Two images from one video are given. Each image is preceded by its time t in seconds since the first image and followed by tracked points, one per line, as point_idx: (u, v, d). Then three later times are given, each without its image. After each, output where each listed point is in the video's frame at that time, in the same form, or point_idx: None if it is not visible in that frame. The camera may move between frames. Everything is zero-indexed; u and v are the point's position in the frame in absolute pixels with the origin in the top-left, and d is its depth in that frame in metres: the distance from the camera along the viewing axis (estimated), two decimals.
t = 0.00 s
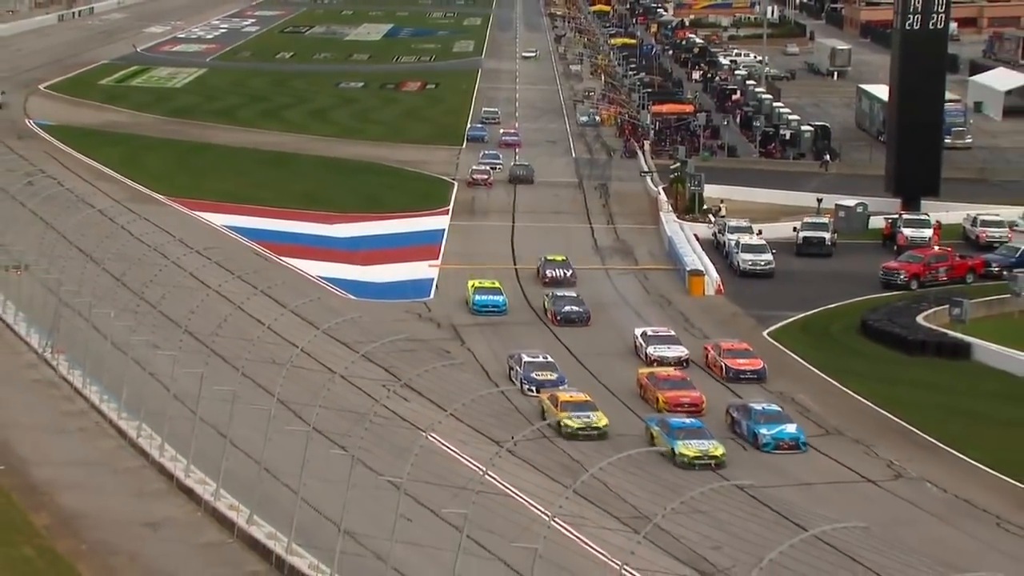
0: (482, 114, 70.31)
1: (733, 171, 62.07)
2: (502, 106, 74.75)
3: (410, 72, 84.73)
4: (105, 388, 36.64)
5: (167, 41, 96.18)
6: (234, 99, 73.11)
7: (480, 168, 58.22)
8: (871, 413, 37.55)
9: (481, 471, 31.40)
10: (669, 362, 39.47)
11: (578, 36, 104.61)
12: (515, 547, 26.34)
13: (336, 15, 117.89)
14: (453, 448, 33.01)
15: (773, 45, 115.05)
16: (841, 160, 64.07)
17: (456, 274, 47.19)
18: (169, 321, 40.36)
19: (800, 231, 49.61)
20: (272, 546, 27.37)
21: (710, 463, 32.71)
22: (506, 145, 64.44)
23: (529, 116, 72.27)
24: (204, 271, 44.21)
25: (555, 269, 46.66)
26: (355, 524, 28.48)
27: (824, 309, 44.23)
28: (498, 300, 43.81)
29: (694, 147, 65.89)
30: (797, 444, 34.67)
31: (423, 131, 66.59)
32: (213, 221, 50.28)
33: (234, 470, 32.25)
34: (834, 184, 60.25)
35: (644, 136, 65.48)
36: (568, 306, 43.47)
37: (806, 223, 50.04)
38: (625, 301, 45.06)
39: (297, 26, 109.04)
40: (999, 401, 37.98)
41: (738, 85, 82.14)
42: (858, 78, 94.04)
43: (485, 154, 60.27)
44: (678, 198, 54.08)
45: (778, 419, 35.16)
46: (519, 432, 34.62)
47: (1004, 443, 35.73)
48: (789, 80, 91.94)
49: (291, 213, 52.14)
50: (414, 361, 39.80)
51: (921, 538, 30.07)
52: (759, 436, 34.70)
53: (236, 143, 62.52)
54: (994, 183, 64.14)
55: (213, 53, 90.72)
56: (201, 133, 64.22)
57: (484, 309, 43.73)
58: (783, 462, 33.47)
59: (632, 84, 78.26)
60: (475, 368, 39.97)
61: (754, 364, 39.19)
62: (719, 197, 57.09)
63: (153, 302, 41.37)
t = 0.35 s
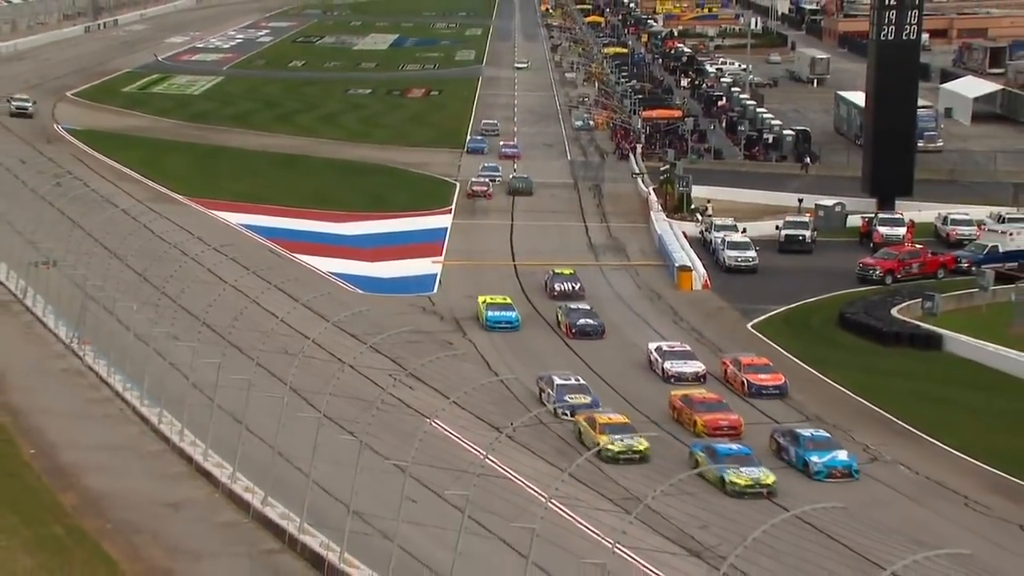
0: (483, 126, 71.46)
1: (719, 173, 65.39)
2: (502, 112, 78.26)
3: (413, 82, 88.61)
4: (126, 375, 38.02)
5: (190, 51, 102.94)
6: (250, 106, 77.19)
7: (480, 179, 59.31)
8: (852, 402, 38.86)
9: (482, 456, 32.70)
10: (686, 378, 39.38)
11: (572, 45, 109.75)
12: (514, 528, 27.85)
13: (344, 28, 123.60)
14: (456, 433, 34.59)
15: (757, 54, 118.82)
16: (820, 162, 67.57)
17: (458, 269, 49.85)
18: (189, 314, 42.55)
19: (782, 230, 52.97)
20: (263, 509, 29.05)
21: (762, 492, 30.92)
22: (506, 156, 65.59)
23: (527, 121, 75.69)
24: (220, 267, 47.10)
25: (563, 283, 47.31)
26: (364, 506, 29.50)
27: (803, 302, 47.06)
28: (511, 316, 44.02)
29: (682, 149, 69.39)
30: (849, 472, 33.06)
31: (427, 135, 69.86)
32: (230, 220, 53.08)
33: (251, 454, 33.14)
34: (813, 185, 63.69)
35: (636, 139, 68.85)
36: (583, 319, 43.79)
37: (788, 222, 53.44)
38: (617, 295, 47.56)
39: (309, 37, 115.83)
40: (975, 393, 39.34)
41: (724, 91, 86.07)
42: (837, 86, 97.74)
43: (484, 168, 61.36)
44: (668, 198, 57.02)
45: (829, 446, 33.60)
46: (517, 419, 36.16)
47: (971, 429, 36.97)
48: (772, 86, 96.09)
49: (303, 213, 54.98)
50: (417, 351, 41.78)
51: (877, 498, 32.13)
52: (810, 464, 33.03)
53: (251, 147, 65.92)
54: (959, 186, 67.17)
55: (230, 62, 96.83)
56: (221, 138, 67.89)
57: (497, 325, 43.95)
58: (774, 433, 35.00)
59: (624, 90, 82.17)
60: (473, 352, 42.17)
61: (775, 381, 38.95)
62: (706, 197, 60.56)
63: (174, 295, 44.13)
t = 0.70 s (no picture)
0: (482, 141, 71.37)
1: (710, 179, 67.46)
2: (502, 119, 80.42)
3: (416, 90, 90.76)
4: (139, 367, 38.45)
5: (200, 61, 105.53)
6: (259, 113, 79.38)
7: (480, 195, 59.42)
8: (844, 401, 39.61)
9: (482, 450, 34.23)
10: (714, 403, 38.33)
11: (569, 56, 112.33)
12: (513, 518, 28.82)
13: (349, 40, 126.38)
14: (457, 427, 35.97)
15: (746, 65, 121.13)
16: (807, 167, 69.89)
17: (459, 270, 51.76)
18: (201, 313, 44.07)
19: (771, 232, 55.22)
20: (256, 488, 29.19)
21: (834, 535, 28.60)
22: (506, 172, 65.57)
23: (526, 128, 77.78)
24: (230, 268, 49.08)
25: (574, 302, 47.17)
26: (370, 497, 30.20)
27: (790, 302, 49.05)
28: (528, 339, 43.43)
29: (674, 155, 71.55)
30: (926, 515, 30.38)
31: (430, 142, 71.90)
32: (239, 222, 55.14)
33: (260, 446, 33.62)
34: (799, 190, 65.88)
35: (630, 146, 70.99)
36: (602, 339, 43.50)
37: (775, 225, 55.65)
38: (613, 296, 49.33)
39: (314, 47, 118.34)
40: (961, 392, 40.29)
41: (715, 99, 88.44)
42: (822, 95, 100.14)
43: (484, 183, 61.60)
44: (661, 202, 59.49)
45: (900, 487, 30.94)
46: (516, 414, 37.35)
47: (959, 424, 37.75)
48: (761, 94, 98.55)
49: (310, 216, 56.98)
50: (419, 349, 43.17)
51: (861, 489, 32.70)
52: (882, 506, 30.38)
53: (260, 153, 67.94)
54: (938, 192, 68.87)
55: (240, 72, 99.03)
56: (231, 144, 69.95)
57: (513, 347, 43.25)
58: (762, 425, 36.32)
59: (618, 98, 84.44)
60: (474, 349, 43.77)
61: (810, 406, 37.54)
62: (698, 201, 62.38)
63: (188, 294, 46.04)
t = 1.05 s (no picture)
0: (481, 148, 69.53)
1: (709, 179, 67.58)
2: (501, 119, 80.52)
3: (415, 89, 90.88)
4: (139, 365, 38.59)
5: (199, 61, 105.65)
6: (259, 113, 79.47)
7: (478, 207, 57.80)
8: (844, 402, 39.58)
9: (481, 449, 34.31)
10: (759, 436, 35.63)
11: (568, 57, 112.48)
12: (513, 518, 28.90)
13: (349, 40, 126.50)
14: (456, 427, 36.05)
15: (743, 64, 121.30)
16: (804, 167, 70.07)
17: (459, 270, 51.86)
18: (201, 312, 44.18)
19: (769, 233, 55.37)
20: (256, 488, 29.26)
21: None
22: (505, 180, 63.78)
23: (525, 128, 77.89)
24: (230, 268, 49.18)
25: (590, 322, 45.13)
26: (370, 497, 30.24)
27: (789, 301, 49.13)
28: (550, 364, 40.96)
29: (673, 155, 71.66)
30: None
31: (429, 142, 72.02)
32: (239, 222, 55.23)
33: (258, 446, 33.66)
34: (798, 190, 65.99)
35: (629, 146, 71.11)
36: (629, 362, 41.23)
37: (774, 225, 55.78)
38: (612, 296, 49.41)
39: (314, 47, 118.54)
40: (961, 393, 40.28)
41: (713, 99, 88.59)
42: (820, 94, 100.36)
43: (483, 193, 59.96)
44: (659, 202, 59.61)
45: (1012, 544, 27.61)
46: (515, 414, 37.39)
47: (959, 425, 37.76)
48: (759, 94, 98.73)
49: (310, 216, 57.08)
50: (419, 349, 43.23)
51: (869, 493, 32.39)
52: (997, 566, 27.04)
53: (259, 153, 68.02)
54: (937, 192, 68.98)
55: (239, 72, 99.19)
56: (230, 144, 70.06)
57: (535, 372, 40.76)
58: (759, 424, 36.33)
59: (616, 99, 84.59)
60: (473, 348, 43.84)
61: (868, 440, 34.92)
62: (696, 201, 62.50)
63: (188, 294, 46.13)
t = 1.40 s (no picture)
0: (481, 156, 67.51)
1: (709, 180, 67.61)
2: (501, 119, 80.57)
3: (415, 90, 90.89)
4: (139, 366, 38.59)
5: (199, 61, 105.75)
6: (259, 113, 79.50)
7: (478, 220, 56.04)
8: (845, 403, 39.57)
9: (481, 450, 34.33)
10: (827, 479, 32.44)
11: (568, 57, 112.55)
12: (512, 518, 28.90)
13: (349, 40, 126.56)
14: (456, 427, 36.07)
15: (743, 64, 121.36)
16: (804, 166, 70.12)
17: (458, 270, 51.88)
18: (201, 312, 44.19)
19: (769, 233, 55.39)
20: (256, 488, 29.27)
21: None
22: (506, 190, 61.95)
23: (525, 128, 77.94)
24: (230, 268, 49.20)
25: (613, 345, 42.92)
26: (370, 497, 30.23)
27: (788, 301, 49.15)
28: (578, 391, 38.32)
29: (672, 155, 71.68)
30: None
31: (429, 142, 72.06)
32: (239, 223, 55.25)
33: (258, 446, 33.64)
34: (797, 190, 66.03)
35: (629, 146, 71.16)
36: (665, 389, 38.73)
37: (774, 225, 55.78)
38: (611, 296, 49.43)
39: (314, 47, 118.69)
40: (961, 393, 40.26)
41: (713, 99, 88.64)
42: (819, 95, 100.42)
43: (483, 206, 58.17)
44: (659, 202, 59.61)
45: None
46: (515, 414, 37.39)
47: (958, 425, 37.79)
48: (758, 95, 98.82)
49: (310, 216, 57.11)
50: (419, 349, 43.23)
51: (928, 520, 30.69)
52: None
53: (259, 153, 68.05)
54: (937, 192, 69.02)
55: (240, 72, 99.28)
56: (230, 144, 70.08)
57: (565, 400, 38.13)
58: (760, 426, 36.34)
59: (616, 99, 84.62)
60: (473, 348, 43.85)
61: (951, 485, 31.99)
62: (696, 201, 62.54)
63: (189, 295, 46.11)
